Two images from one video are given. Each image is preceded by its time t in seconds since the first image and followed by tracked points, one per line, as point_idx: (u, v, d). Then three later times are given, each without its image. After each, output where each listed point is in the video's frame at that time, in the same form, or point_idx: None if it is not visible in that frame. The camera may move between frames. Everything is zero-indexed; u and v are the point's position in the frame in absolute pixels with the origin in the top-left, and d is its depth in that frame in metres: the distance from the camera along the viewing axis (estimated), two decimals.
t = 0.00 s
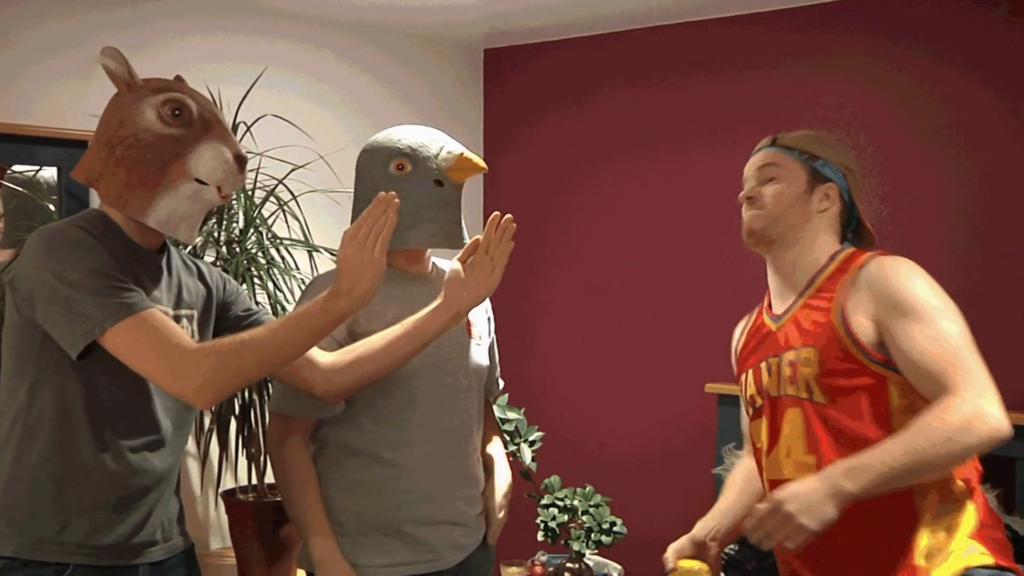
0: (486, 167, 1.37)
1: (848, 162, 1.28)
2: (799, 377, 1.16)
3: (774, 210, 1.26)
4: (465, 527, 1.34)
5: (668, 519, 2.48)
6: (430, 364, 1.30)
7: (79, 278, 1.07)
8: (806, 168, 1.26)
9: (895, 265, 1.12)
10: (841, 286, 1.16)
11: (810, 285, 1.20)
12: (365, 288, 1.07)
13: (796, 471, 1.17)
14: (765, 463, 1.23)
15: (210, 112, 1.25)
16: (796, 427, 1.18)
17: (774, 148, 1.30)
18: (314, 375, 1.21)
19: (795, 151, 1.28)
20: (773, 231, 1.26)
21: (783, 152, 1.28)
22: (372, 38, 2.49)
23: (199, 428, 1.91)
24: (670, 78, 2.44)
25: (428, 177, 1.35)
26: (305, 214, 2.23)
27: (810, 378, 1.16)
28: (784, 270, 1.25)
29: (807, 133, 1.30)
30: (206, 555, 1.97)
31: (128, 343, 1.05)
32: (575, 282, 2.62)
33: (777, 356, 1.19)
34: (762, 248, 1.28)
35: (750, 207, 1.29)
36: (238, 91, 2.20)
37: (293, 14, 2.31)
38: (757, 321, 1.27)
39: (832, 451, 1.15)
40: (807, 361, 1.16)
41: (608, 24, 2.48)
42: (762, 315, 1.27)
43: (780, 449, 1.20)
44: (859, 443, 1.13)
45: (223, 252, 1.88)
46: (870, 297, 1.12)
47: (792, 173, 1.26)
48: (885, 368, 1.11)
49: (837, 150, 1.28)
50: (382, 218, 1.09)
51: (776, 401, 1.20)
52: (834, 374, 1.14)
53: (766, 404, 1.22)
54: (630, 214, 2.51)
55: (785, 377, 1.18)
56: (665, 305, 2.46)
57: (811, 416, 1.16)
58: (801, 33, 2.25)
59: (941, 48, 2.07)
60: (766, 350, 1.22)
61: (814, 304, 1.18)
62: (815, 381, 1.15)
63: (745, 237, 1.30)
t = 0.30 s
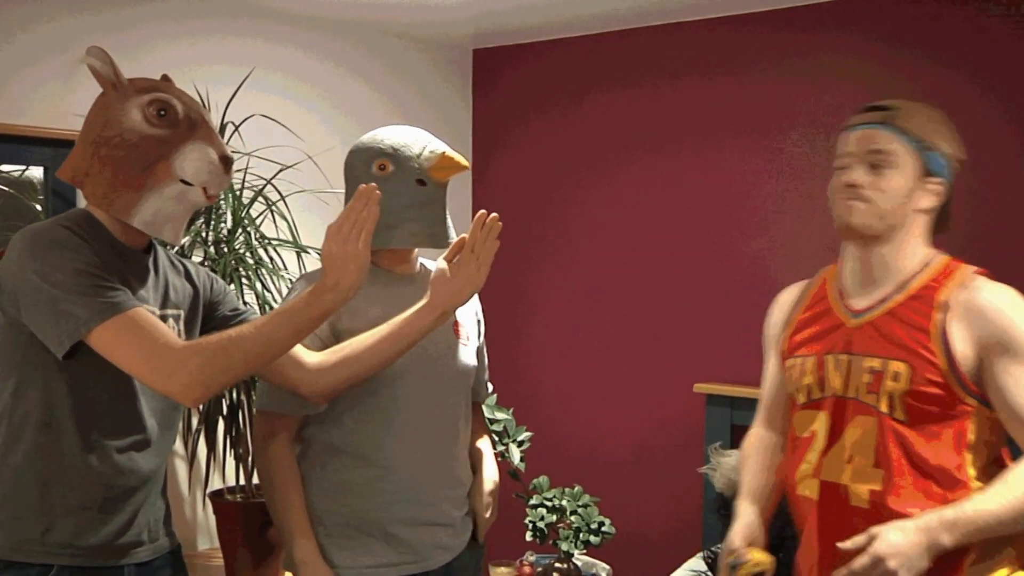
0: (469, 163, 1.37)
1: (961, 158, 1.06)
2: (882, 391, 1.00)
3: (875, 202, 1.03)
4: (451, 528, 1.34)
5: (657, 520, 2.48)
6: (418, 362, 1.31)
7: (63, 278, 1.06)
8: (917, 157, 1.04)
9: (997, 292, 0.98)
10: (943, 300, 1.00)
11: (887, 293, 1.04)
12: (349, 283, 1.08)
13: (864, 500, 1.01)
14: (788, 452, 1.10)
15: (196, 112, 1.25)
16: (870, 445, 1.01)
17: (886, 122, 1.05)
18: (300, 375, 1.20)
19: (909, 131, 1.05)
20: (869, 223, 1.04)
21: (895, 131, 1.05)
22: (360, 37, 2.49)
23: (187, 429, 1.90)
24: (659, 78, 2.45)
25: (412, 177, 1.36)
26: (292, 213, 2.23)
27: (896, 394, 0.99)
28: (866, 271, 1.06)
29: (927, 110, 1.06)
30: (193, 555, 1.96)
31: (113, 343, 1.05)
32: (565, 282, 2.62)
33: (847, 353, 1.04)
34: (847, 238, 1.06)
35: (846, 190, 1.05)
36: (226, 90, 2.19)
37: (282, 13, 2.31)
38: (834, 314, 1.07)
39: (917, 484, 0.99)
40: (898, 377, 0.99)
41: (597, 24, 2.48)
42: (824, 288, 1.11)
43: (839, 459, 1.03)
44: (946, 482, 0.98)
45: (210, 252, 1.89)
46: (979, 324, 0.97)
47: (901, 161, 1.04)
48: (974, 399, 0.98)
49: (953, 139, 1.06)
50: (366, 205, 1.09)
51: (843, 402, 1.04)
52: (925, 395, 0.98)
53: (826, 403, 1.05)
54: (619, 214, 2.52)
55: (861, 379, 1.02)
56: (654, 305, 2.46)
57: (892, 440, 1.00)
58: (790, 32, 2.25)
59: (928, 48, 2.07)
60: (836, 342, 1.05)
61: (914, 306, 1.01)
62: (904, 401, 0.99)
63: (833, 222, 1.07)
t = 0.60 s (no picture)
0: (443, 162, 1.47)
1: None
2: (954, 420, 1.24)
3: (993, 232, 1.26)
4: (437, 525, 1.40)
5: (638, 516, 2.52)
6: (402, 365, 1.36)
7: (40, 289, 1.08)
8: None
9: None
10: None
11: (989, 319, 1.27)
12: (310, 344, 1.08)
13: (924, 509, 1.27)
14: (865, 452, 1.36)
15: (187, 110, 1.27)
16: (935, 463, 1.26)
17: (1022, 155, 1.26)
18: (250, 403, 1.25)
19: None
20: (975, 253, 1.27)
21: None
22: (347, 39, 2.51)
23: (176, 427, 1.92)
24: (644, 81, 2.48)
25: (389, 177, 1.45)
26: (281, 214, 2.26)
27: (967, 427, 1.23)
28: (978, 291, 1.29)
29: None
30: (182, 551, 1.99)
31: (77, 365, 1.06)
32: (548, 281, 2.66)
33: (930, 374, 1.28)
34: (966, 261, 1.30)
35: (966, 216, 1.28)
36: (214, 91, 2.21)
37: (271, 15, 2.32)
38: (927, 331, 1.32)
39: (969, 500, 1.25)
40: (972, 413, 1.22)
41: (583, 27, 2.50)
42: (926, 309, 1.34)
43: (904, 469, 1.29)
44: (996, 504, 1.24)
45: (200, 252, 1.91)
46: None
47: None
48: None
49: None
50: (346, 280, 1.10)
51: (917, 420, 1.28)
52: (988, 433, 1.22)
53: (899, 416, 1.31)
54: (603, 215, 2.55)
55: (936, 405, 1.26)
56: (637, 305, 2.50)
57: (956, 461, 1.25)
58: (772, 37, 2.28)
59: (907, 53, 2.10)
60: (923, 361, 1.30)
61: (1003, 348, 1.24)
62: (971, 433, 1.23)
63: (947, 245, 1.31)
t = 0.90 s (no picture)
0: (412, 170, 1.61)
1: None
2: (926, 453, 1.31)
3: (1001, 290, 1.26)
4: (413, 510, 1.59)
5: (602, 504, 2.65)
6: (375, 368, 1.53)
7: None
8: None
9: None
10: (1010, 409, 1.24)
11: (989, 370, 1.28)
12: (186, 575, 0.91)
13: (896, 527, 1.36)
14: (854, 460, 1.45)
15: (182, 120, 1.39)
16: (908, 490, 1.34)
17: None
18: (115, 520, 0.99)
19: None
20: (978, 308, 1.28)
21: None
22: (323, 53, 2.61)
23: (163, 420, 2.02)
24: (608, 91, 2.59)
25: (361, 183, 1.58)
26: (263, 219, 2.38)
27: (942, 467, 1.29)
28: (988, 346, 1.29)
29: None
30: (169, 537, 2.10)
31: None
32: (517, 280, 2.78)
33: (916, 404, 1.34)
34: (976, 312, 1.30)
35: (980, 270, 1.28)
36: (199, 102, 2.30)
37: (252, 29, 2.42)
38: (924, 365, 1.35)
39: (938, 528, 1.32)
40: (943, 453, 1.29)
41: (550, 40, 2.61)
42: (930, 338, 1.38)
43: (881, 487, 1.38)
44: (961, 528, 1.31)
45: (185, 254, 2.02)
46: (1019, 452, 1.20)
47: None
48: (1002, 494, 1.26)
49: None
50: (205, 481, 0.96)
51: (899, 445, 1.35)
52: (960, 473, 1.28)
53: (882, 436, 1.38)
54: (569, 218, 2.67)
55: (914, 434, 1.33)
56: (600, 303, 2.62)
57: (928, 492, 1.32)
58: (727, 49, 2.39)
59: (853, 68, 2.22)
60: (909, 388, 1.36)
61: (983, 399, 1.27)
62: (939, 471, 1.30)
63: (959, 291, 1.32)
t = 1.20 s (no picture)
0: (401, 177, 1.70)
1: None
2: (888, 429, 1.32)
3: (929, 254, 1.33)
4: (403, 497, 1.69)
5: (582, 493, 2.76)
6: (365, 363, 1.64)
7: None
8: (977, 217, 1.30)
9: (1010, 371, 1.22)
10: (962, 372, 1.27)
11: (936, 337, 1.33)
12: None
13: (861, 510, 1.36)
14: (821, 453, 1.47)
15: (142, 120, 1.38)
16: (873, 468, 1.34)
17: (951, 182, 1.32)
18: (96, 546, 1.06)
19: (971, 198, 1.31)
20: (909, 275, 1.36)
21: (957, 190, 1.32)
22: (314, 65, 2.71)
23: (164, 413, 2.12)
24: (587, 99, 2.70)
25: (350, 188, 1.68)
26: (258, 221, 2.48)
27: (901, 439, 1.30)
28: (929, 315, 1.35)
29: (998, 166, 1.31)
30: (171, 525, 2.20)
31: None
32: (503, 278, 2.89)
33: (876, 383, 1.37)
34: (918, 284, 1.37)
35: (905, 242, 1.37)
36: (197, 109, 2.40)
37: (246, 41, 2.52)
38: (883, 346, 1.40)
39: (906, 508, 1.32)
40: (903, 426, 1.30)
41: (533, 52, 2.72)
42: (883, 320, 1.44)
43: (847, 471, 1.39)
44: (925, 503, 1.31)
45: (185, 255, 2.12)
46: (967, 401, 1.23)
47: (959, 220, 1.31)
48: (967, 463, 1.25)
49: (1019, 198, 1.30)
50: None
51: (863, 425, 1.37)
52: (920, 444, 1.28)
53: (847, 419, 1.41)
54: (550, 220, 2.78)
55: (877, 413, 1.35)
56: (582, 301, 2.73)
57: (892, 469, 1.32)
58: (701, 60, 2.51)
59: (822, 80, 2.33)
60: (872, 371, 1.39)
61: (937, 366, 1.30)
62: (902, 444, 1.30)
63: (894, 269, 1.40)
